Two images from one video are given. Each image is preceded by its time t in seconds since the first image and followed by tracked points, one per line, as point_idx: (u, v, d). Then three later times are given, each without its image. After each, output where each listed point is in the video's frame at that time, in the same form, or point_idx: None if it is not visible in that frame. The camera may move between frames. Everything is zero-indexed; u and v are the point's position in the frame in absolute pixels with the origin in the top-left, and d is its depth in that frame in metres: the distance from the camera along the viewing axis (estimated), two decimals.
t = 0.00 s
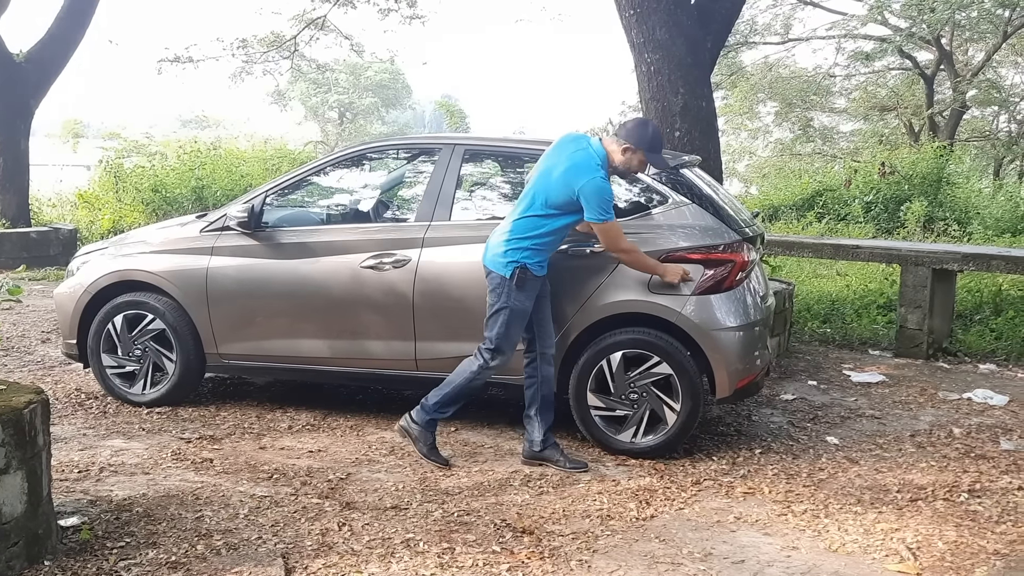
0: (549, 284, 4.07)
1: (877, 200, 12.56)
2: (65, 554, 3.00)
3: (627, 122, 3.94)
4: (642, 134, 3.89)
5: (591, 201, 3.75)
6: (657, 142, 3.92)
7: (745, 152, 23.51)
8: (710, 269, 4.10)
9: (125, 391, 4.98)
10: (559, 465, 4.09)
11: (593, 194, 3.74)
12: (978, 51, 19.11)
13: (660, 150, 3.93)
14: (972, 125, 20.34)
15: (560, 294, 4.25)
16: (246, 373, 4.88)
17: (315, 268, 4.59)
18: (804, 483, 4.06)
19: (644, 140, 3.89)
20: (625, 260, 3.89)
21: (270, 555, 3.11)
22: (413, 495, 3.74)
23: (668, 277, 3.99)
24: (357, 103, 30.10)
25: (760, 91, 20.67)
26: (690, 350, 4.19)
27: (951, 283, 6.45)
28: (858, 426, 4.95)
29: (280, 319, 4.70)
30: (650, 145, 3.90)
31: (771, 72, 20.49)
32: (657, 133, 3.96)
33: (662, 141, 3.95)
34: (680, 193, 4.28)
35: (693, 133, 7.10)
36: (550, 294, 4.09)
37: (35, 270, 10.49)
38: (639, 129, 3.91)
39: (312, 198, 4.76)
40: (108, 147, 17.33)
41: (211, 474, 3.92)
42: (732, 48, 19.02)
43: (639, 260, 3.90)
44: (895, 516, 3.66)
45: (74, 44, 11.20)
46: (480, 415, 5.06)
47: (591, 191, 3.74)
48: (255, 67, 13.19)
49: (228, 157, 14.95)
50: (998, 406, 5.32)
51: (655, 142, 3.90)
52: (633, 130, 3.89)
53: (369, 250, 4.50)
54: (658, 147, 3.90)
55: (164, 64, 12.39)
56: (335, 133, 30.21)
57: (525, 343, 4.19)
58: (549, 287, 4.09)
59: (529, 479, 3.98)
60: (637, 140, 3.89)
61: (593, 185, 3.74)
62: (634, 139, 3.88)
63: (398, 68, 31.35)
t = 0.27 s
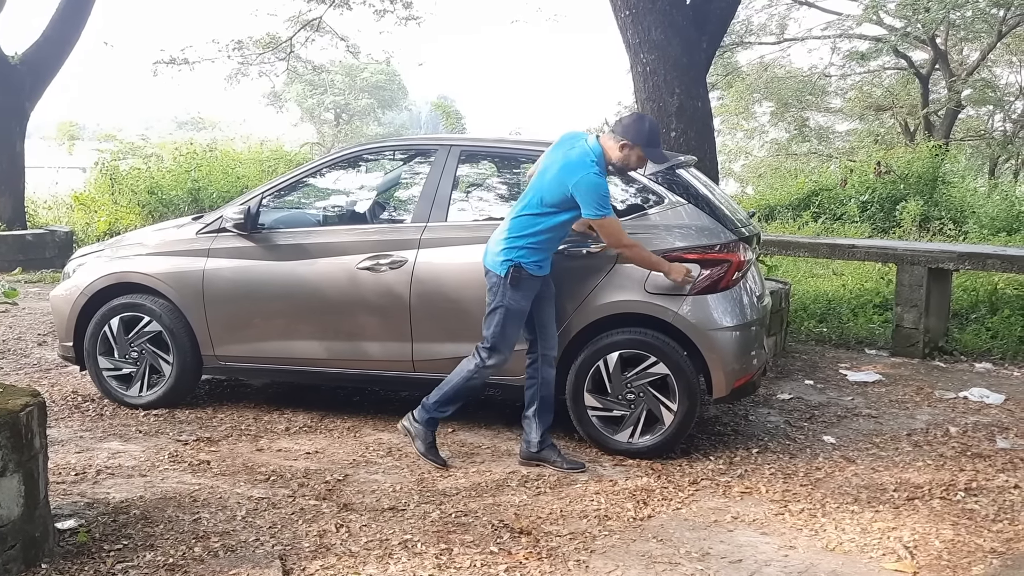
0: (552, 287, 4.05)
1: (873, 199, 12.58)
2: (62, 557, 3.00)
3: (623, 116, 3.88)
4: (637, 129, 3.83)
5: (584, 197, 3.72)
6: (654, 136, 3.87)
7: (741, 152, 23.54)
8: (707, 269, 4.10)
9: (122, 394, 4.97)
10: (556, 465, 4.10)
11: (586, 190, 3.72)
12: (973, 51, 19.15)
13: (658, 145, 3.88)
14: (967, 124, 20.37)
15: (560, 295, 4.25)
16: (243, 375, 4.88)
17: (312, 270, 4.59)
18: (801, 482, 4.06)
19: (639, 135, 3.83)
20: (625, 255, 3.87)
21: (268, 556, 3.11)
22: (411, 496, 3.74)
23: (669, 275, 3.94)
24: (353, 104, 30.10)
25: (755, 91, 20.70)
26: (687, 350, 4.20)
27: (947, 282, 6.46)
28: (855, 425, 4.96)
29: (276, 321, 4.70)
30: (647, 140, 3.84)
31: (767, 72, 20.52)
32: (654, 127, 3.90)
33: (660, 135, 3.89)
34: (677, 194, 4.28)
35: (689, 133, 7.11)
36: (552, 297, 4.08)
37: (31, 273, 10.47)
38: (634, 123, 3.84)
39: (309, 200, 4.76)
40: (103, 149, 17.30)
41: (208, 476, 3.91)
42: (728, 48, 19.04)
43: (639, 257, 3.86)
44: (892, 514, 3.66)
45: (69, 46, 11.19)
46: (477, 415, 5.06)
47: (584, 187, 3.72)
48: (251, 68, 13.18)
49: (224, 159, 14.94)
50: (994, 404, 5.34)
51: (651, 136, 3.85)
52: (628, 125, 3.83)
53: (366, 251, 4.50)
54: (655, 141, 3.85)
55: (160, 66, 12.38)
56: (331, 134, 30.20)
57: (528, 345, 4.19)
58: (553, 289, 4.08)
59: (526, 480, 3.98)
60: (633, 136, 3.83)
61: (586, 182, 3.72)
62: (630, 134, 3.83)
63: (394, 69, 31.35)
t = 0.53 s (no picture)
0: (553, 288, 4.04)
1: (870, 199, 12.61)
2: (59, 559, 2.99)
3: (612, 104, 3.88)
4: (625, 114, 3.83)
5: (562, 184, 3.72)
6: (645, 122, 3.85)
7: (738, 152, 23.57)
8: (704, 269, 4.10)
9: (119, 395, 4.96)
10: (554, 466, 4.10)
11: (564, 176, 3.72)
12: (969, 51, 19.17)
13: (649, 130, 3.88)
14: (964, 125, 20.40)
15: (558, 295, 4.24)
16: (240, 376, 4.87)
17: (309, 271, 4.59)
18: (799, 482, 4.07)
19: (627, 121, 3.82)
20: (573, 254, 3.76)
21: (265, 558, 3.11)
22: (408, 497, 3.74)
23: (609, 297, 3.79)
24: (350, 105, 30.10)
25: (752, 92, 20.72)
26: (684, 350, 4.20)
27: (943, 282, 6.47)
28: (852, 425, 4.96)
29: (273, 322, 4.69)
30: (637, 125, 3.82)
31: (763, 73, 20.54)
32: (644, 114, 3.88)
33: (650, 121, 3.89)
34: (673, 194, 4.28)
35: (685, 134, 7.12)
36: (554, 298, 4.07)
37: (28, 274, 10.45)
38: (623, 109, 3.84)
39: (306, 201, 4.76)
40: (100, 150, 17.28)
41: (205, 478, 3.90)
42: (724, 49, 19.07)
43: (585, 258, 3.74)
44: (889, 514, 3.67)
45: (65, 47, 11.18)
46: (475, 416, 5.05)
47: (562, 173, 3.74)
48: (248, 69, 13.17)
49: (221, 160, 14.92)
50: (991, 404, 5.34)
51: (641, 122, 3.83)
52: (617, 112, 3.83)
53: (363, 252, 4.50)
54: (646, 127, 3.85)
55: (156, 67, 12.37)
56: (327, 135, 30.18)
57: (531, 347, 4.18)
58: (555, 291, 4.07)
59: (524, 480, 3.98)
60: (622, 122, 3.82)
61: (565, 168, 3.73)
62: (617, 120, 3.83)
63: (390, 70, 31.33)
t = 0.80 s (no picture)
0: (552, 288, 4.00)
1: (867, 199, 12.62)
2: (57, 560, 2.99)
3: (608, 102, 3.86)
4: (617, 111, 3.81)
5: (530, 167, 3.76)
6: (638, 119, 3.81)
7: (735, 152, 23.60)
8: (702, 269, 4.11)
9: (117, 396, 4.96)
10: (552, 466, 4.10)
11: (540, 160, 3.74)
12: (966, 51, 19.19)
13: (643, 128, 3.82)
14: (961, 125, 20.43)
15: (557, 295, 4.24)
16: (238, 377, 4.87)
17: (307, 272, 4.58)
18: (797, 482, 4.07)
19: (619, 117, 3.80)
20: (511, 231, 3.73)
21: (264, 559, 3.11)
22: (407, 497, 3.74)
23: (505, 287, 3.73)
24: (347, 106, 30.10)
25: (749, 92, 20.74)
26: (682, 351, 4.20)
27: (941, 282, 6.48)
28: (850, 425, 4.96)
29: (271, 323, 4.69)
30: (630, 122, 3.79)
31: (761, 73, 20.54)
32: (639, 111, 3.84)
33: (646, 119, 3.83)
34: (671, 194, 4.29)
35: (683, 134, 7.12)
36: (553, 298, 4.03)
37: (25, 275, 10.43)
38: (617, 107, 3.80)
39: (304, 202, 4.76)
40: (97, 151, 17.26)
41: (204, 479, 3.90)
42: (722, 50, 19.08)
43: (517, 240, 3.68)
44: (887, 514, 3.67)
45: (62, 48, 11.16)
46: (473, 417, 5.06)
47: (538, 158, 3.76)
48: (245, 70, 13.16)
49: (218, 161, 14.91)
50: (989, 404, 5.35)
51: (635, 119, 3.80)
52: (611, 109, 3.81)
53: (361, 252, 4.50)
54: (639, 125, 3.80)
55: (153, 68, 12.37)
56: (325, 135, 30.17)
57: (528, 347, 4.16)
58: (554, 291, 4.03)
59: (522, 481, 3.98)
60: (616, 119, 3.80)
61: (541, 154, 3.76)
62: (610, 117, 3.81)
63: (388, 71, 31.31)
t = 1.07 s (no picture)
0: (547, 290, 4.01)
1: (865, 200, 12.64)
2: (54, 562, 2.99)
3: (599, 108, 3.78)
4: (605, 119, 3.72)
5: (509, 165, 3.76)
6: (626, 128, 3.71)
7: (733, 153, 23.63)
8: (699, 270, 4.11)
9: (114, 398, 4.95)
10: (550, 467, 4.10)
11: (517, 159, 3.74)
12: (963, 51, 19.20)
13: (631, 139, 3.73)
14: (958, 125, 20.45)
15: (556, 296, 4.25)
16: (236, 379, 4.87)
17: (305, 273, 4.58)
18: (795, 482, 4.07)
19: (606, 125, 3.71)
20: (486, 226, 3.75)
21: (261, 561, 3.10)
22: (405, 499, 3.74)
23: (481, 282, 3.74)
24: (345, 107, 30.09)
25: (747, 93, 20.75)
26: (680, 351, 4.21)
27: (938, 282, 6.49)
28: (848, 425, 4.97)
29: (269, 324, 4.69)
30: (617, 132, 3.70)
31: (758, 74, 20.54)
32: (629, 120, 3.74)
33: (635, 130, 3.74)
34: (669, 195, 4.28)
35: (680, 135, 7.13)
36: (551, 300, 4.04)
37: (22, 277, 10.42)
38: (606, 115, 3.72)
39: (301, 203, 4.76)
40: (95, 152, 17.25)
41: (201, 481, 3.90)
42: (719, 50, 19.10)
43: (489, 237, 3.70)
44: (885, 514, 3.68)
45: (60, 49, 11.15)
46: (470, 418, 5.06)
47: (518, 157, 3.77)
48: (243, 71, 13.16)
49: (216, 162, 14.90)
50: (986, 404, 5.36)
51: (622, 128, 3.71)
52: (599, 117, 3.74)
53: (359, 253, 4.50)
54: (627, 136, 3.71)
55: (150, 69, 12.37)
56: (323, 137, 30.17)
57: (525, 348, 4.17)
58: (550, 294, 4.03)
59: (520, 482, 3.98)
60: (602, 128, 3.72)
61: (521, 153, 3.76)
62: (597, 124, 3.73)
63: (386, 72, 31.31)
